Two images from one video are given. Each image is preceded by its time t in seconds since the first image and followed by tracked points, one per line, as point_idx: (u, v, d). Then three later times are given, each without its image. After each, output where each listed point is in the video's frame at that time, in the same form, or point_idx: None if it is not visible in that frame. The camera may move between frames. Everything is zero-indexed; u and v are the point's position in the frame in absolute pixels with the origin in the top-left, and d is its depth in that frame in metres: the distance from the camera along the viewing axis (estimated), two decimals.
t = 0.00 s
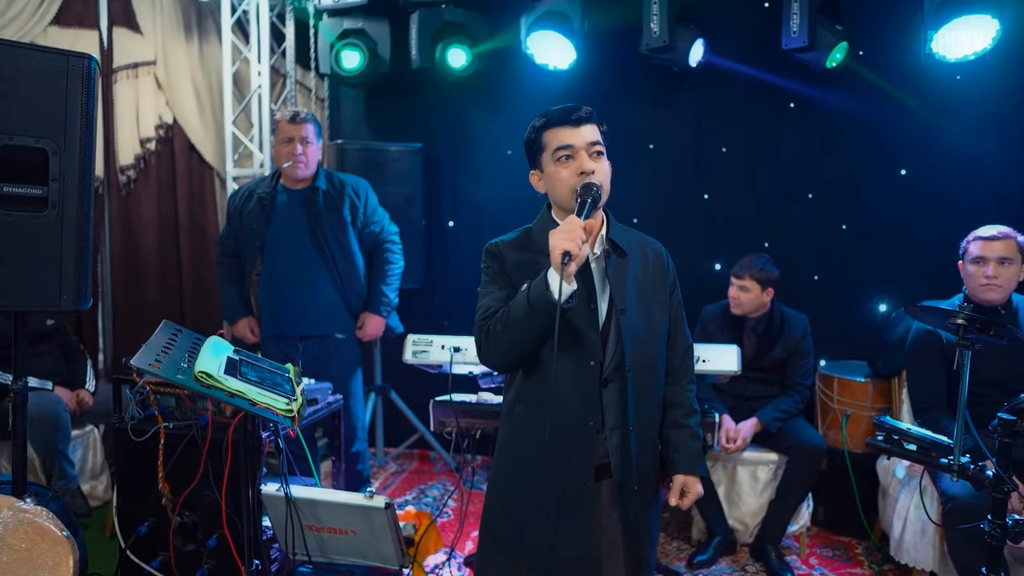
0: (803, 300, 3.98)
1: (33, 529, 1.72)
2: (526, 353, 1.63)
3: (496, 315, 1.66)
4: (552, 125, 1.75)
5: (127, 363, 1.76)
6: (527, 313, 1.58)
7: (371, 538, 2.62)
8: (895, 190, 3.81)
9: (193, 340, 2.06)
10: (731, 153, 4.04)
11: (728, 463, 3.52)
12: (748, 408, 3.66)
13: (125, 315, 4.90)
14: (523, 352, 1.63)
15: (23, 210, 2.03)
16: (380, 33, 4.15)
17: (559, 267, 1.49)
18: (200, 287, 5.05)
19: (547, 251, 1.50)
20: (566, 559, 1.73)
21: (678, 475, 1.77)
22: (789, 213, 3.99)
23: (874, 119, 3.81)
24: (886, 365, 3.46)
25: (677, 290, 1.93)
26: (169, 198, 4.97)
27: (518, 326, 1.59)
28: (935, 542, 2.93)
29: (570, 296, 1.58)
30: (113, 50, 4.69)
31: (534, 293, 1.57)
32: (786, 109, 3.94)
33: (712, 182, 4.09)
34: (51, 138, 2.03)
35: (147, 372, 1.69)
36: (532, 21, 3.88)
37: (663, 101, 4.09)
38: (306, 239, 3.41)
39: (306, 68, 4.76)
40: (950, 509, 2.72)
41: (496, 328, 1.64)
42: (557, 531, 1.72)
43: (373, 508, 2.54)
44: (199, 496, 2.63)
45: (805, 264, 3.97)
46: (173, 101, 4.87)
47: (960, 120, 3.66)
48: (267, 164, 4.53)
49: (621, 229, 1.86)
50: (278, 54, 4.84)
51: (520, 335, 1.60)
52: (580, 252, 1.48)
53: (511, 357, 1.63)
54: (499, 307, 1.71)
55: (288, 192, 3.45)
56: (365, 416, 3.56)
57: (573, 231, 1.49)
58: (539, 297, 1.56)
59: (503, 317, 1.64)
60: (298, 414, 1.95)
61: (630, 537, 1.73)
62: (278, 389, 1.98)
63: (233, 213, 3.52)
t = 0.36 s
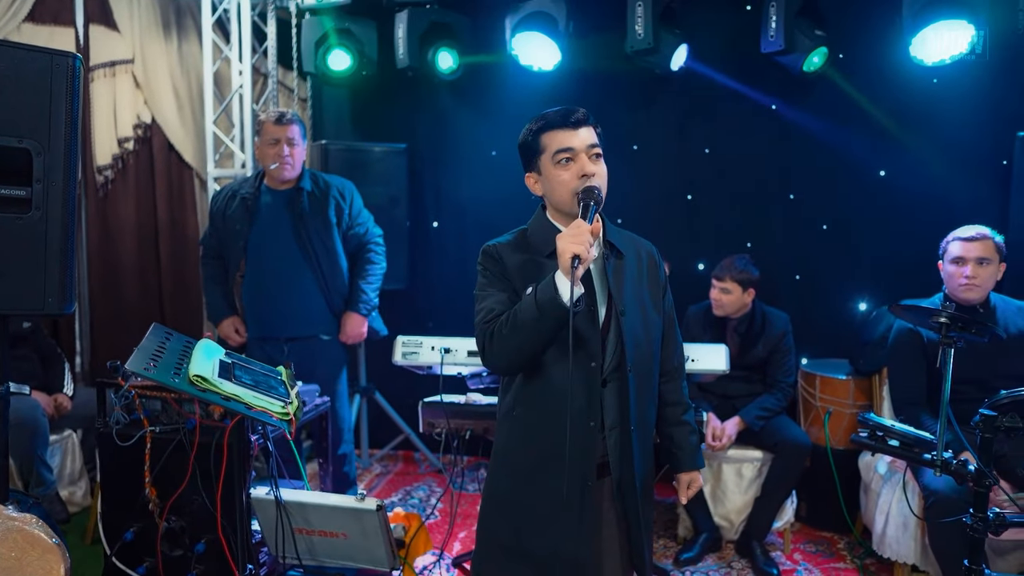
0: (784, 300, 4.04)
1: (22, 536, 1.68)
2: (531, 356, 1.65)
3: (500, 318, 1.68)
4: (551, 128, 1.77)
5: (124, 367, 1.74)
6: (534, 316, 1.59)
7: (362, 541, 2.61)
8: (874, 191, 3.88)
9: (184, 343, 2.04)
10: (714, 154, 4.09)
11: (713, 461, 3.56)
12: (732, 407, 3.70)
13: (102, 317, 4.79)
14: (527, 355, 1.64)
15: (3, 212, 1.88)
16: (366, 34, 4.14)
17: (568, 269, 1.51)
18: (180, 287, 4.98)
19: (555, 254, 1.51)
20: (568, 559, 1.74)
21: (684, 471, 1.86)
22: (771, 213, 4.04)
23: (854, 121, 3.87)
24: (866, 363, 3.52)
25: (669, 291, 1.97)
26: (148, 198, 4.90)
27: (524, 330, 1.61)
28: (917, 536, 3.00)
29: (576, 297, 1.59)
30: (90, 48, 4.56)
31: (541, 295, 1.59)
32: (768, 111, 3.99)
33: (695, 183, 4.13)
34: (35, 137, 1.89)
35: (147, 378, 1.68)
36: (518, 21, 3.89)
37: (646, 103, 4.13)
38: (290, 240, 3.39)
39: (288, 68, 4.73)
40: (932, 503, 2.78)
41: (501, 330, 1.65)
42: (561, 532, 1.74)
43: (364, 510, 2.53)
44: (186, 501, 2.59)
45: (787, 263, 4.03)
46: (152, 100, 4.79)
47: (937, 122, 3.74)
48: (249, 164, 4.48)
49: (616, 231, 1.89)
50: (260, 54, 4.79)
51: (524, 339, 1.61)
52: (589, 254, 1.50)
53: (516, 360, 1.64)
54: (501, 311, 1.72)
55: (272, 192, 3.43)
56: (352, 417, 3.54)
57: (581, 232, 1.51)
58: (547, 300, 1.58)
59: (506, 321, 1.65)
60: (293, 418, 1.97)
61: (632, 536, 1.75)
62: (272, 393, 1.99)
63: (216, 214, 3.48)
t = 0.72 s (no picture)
0: (765, 300, 4.08)
1: None
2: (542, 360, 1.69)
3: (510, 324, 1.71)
4: (551, 131, 1.86)
5: (110, 376, 1.67)
6: (549, 319, 1.63)
7: (349, 548, 2.57)
8: (853, 192, 3.92)
9: (167, 348, 1.97)
10: (695, 155, 4.11)
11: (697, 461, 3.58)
12: (715, 407, 3.72)
13: (73, 318, 4.72)
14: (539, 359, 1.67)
15: None
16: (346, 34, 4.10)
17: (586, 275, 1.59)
18: (153, 288, 4.87)
19: (573, 258, 1.60)
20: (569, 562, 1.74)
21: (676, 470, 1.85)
22: (751, 214, 4.07)
23: (833, 123, 3.92)
24: (847, 363, 3.57)
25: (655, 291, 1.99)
26: (121, 199, 4.78)
27: (538, 334, 1.65)
28: (899, 532, 3.03)
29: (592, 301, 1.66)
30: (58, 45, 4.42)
31: (558, 298, 1.64)
32: (749, 112, 4.02)
33: (677, 183, 4.14)
34: (6, 136, 1.70)
35: (136, 388, 1.62)
36: (501, 20, 3.86)
37: (629, 104, 4.13)
38: (270, 243, 3.34)
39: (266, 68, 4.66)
40: (916, 501, 2.83)
41: (512, 335, 1.69)
42: (563, 535, 1.74)
43: (352, 516, 2.49)
44: (167, 510, 2.53)
45: (767, 264, 4.06)
46: (124, 98, 4.66)
47: (914, 124, 3.80)
48: (226, 164, 4.38)
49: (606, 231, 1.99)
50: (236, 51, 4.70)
51: (537, 343, 1.65)
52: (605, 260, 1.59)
53: (527, 363, 1.68)
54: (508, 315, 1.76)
55: (252, 193, 3.37)
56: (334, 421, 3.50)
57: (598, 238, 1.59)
58: (562, 304, 1.63)
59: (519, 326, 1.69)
60: (283, 425, 1.93)
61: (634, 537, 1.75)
62: (262, 400, 1.95)
63: (193, 216, 3.40)
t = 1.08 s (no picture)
0: (747, 300, 4.11)
1: None
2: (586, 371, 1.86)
3: (554, 338, 1.85)
4: (566, 139, 1.97)
5: (103, 382, 1.61)
6: (602, 331, 1.80)
7: (339, 556, 2.52)
8: (834, 194, 3.98)
9: (156, 353, 1.91)
10: (678, 157, 4.13)
11: (683, 461, 3.60)
12: (700, 407, 3.74)
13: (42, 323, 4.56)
14: (584, 371, 1.84)
15: None
16: (327, 33, 4.06)
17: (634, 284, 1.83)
18: (125, 291, 4.77)
19: (623, 269, 1.83)
20: (594, 548, 2.00)
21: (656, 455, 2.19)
22: (734, 216, 4.11)
23: (813, 125, 3.97)
24: (829, 361, 3.62)
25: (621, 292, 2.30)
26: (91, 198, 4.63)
27: (589, 345, 1.81)
28: (884, 527, 3.06)
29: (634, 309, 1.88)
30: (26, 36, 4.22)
31: (602, 306, 1.82)
32: (731, 114, 4.05)
33: (660, 184, 4.16)
34: None
35: (132, 395, 1.57)
36: (485, 20, 3.83)
37: (612, 105, 4.14)
38: (252, 244, 3.28)
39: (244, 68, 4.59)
40: (903, 497, 2.86)
41: (561, 349, 1.83)
42: (587, 526, 1.99)
43: (344, 523, 2.45)
44: (151, 519, 2.46)
45: (749, 264, 4.11)
46: (95, 96, 4.51)
47: (892, 127, 3.87)
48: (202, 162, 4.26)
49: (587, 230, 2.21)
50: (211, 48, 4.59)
51: (589, 355, 1.81)
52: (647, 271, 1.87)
53: (574, 376, 1.84)
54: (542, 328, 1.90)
55: (233, 193, 3.31)
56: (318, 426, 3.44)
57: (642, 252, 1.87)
58: (608, 310, 1.81)
59: (567, 336, 1.84)
60: (281, 433, 1.88)
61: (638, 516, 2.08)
62: (259, 406, 1.90)
63: (172, 216, 3.32)
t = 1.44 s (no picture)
0: (732, 299, 4.15)
1: None
2: (574, 366, 1.81)
3: (541, 335, 1.82)
4: (562, 138, 1.91)
5: (102, 388, 1.57)
6: (587, 324, 1.77)
7: (333, 563, 2.48)
8: (817, 194, 4.03)
9: (150, 357, 1.87)
10: (664, 156, 4.15)
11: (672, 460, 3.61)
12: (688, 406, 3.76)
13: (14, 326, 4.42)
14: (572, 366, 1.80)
15: None
16: (311, 31, 4.00)
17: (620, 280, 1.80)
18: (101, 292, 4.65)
19: (609, 265, 1.80)
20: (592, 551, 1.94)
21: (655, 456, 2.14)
22: (719, 215, 4.14)
23: (796, 126, 4.01)
24: (814, 359, 3.66)
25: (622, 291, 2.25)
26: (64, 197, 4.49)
27: (576, 340, 1.78)
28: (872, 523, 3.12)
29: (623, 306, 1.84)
30: None
31: (589, 302, 1.79)
32: (715, 114, 4.08)
33: (646, 184, 4.17)
34: None
35: (133, 402, 1.54)
36: (471, 18, 3.81)
37: (598, 104, 4.14)
38: (238, 244, 3.22)
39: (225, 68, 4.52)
40: (891, 492, 2.92)
41: (547, 346, 1.79)
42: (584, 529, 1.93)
43: (340, 527, 2.42)
44: (139, 527, 2.40)
45: (734, 264, 4.14)
46: (67, 92, 4.35)
47: (873, 128, 3.93)
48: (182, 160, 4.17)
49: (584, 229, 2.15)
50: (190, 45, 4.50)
51: (574, 350, 1.77)
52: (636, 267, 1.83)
53: (561, 371, 1.80)
54: (531, 325, 1.86)
55: (219, 193, 3.24)
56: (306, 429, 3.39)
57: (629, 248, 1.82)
58: (595, 306, 1.78)
59: (553, 332, 1.81)
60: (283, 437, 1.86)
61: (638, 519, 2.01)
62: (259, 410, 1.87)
63: (155, 215, 3.25)
